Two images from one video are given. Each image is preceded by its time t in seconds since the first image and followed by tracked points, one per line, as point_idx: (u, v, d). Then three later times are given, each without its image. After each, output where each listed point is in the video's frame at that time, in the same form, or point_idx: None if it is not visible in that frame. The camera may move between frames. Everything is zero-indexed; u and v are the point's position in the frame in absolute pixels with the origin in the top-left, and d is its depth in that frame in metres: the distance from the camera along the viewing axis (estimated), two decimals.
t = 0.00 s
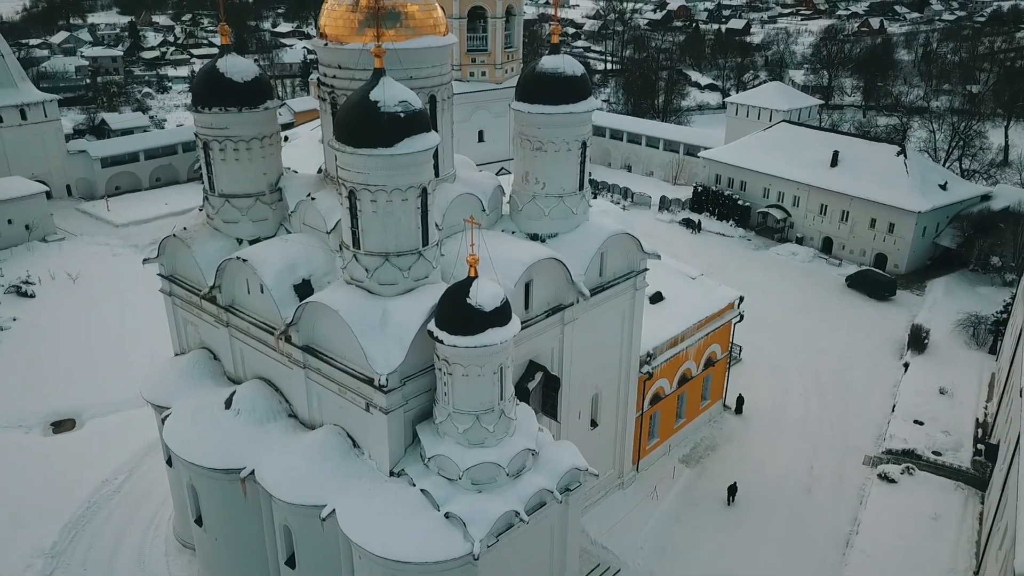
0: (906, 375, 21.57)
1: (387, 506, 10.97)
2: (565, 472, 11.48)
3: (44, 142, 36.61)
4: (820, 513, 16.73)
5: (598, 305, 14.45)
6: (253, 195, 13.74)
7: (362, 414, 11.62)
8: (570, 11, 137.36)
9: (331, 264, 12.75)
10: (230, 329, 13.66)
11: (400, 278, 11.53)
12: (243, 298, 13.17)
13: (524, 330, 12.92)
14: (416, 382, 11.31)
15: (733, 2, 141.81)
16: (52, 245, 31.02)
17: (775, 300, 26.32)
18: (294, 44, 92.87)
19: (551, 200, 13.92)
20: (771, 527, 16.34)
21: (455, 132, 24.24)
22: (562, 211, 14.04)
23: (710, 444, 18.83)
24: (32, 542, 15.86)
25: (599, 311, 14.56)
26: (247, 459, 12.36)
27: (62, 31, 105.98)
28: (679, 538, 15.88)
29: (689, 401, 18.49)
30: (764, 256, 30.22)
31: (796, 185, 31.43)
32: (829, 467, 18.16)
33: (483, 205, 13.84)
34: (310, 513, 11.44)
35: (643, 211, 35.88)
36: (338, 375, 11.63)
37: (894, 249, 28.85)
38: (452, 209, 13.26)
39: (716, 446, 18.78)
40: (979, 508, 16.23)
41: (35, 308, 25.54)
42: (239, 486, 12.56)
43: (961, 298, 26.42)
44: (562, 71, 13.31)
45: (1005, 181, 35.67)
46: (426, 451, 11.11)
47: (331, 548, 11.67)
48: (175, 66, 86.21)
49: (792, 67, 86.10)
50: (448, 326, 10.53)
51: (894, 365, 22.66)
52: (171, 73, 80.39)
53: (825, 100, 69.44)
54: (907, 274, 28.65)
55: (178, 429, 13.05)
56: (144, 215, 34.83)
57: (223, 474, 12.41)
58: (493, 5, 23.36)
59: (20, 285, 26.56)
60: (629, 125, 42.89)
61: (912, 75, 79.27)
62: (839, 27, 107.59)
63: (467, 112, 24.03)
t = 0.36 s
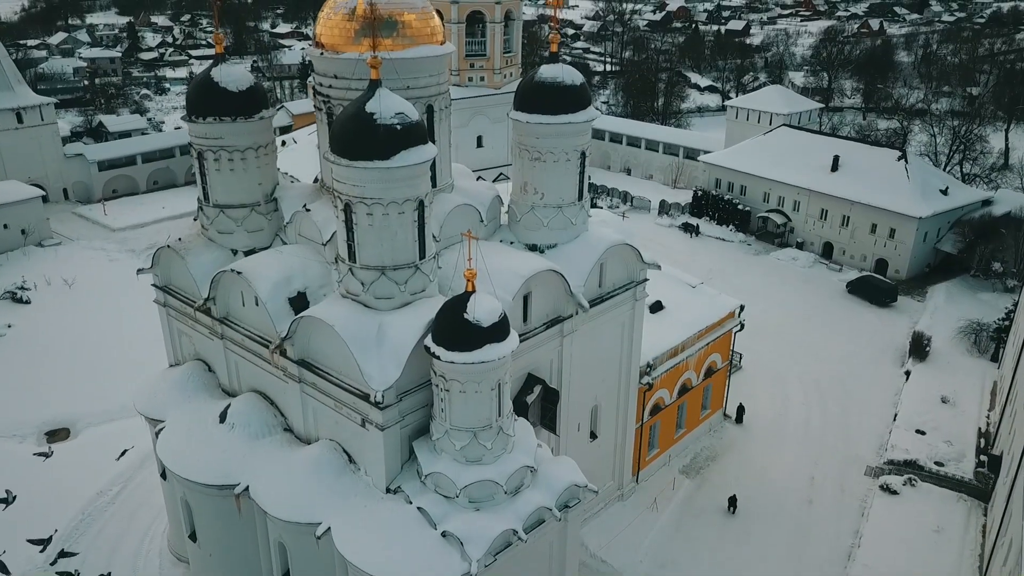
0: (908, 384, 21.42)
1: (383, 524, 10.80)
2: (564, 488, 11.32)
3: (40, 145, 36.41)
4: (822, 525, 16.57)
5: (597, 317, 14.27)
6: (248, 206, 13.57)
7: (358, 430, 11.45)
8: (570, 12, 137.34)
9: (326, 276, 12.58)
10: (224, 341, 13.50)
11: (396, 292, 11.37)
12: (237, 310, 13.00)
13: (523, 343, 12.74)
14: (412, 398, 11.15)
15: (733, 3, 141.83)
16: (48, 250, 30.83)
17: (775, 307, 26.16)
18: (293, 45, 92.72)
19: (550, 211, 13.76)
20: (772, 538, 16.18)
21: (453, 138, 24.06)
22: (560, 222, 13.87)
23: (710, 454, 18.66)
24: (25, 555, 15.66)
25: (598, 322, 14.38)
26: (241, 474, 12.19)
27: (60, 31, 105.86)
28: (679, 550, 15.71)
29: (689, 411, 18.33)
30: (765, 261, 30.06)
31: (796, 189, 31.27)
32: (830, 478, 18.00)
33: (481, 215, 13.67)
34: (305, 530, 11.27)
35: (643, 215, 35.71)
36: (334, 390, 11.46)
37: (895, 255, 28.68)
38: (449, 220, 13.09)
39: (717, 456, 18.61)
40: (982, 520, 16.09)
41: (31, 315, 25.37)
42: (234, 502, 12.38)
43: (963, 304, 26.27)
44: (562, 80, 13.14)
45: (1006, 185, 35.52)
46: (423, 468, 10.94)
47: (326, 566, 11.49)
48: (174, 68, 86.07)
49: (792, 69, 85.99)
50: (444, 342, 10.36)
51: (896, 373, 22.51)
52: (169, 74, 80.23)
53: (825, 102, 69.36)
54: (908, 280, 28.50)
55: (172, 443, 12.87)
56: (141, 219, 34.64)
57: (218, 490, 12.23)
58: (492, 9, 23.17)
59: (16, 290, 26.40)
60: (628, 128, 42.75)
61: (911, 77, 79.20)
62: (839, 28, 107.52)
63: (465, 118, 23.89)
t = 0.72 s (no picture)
0: (908, 395, 21.36)
1: (381, 548, 10.73)
2: (563, 511, 11.27)
3: (38, 152, 36.32)
4: (822, 540, 16.52)
5: (596, 334, 14.20)
6: (245, 223, 13.48)
7: (355, 451, 11.38)
8: (569, 14, 137.41)
9: (323, 295, 12.50)
10: (221, 359, 13.41)
11: (394, 313, 11.28)
12: (234, 328, 12.93)
13: (521, 362, 12.65)
14: (410, 420, 11.07)
15: (732, 6, 141.90)
16: (46, 258, 30.75)
17: (775, 316, 26.12)
18: (292, 48, 92.63)
19: (549, 228, 13.69)
20: (772, 553, 16.12)
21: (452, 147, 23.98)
22: (559, 239, 13.80)
23: (709, 468, 18.60)
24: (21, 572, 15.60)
25: (598, 339, 14.31)
26: (237, 494, 12.11)
27: (58, 33, 105.74)
28: (678, 566, 15.64)
29: (689, 425, 18.26)
30: (764, 270, 30.01)
31: (796, 197, 31.20)
32: (829, 492, 17.95)
33: (479, 233, 13.59)
34: (301, 553, 11.19)
35: (642, 222, 35.65)
36: (331, 411, 11.39)
37: (895, 264, 28.63)
38: (447, 238, 13.01)
39: (716, 470, 18.55)
40: (982, 536, 16.04)
41: (28, 324, 25.30)
42: (231, 523, 12.31)
43: (962, 314, 26.22)
44: (561, 98, 13.06)
45: (1006, 192, 35.49)
46: (420, 491, 10.87)
47: None
48: (173, 70, 85.98)
49: (791, 72, 86.01)
50: (443, 365, 10.28)
51: (896, 384, 22.46)
52: (168, 77, 80.15)
53: (825, 106, 69.37)
54: (908, 289, 28.44)
55: (168, 462, 12.78)
56: (139, 225, 34.56)
57: (214, 511, 12.17)
58: (491, 18, 23.09)
59: (13, 299, 26.32)
60: (628, 134, 42.67)
61: (911, 80, 79.25)
62: (838, 31, 107.62)
63: (464, 127, 23.86)
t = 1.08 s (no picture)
0: (906, 409, 21.40)
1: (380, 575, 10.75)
2: (562, 537, 11.29)
3: (38, 160, 36.34)
4: (820, 558, 16.55)
5: (596, 354, 14.21)
6: (245, 245, 13.51)
7: (354, 477, 11.40)
8: (569, 16, 137.60)
9: (323, 318, 12.52)
10: (220, 381, 13.43)
11: (393, 339, 11.30)
12: (234, 351, 12.94)
13: (521, 386, 12.67)
14: (409, 447, 11.09)
15: (732, 8, 142.08)
16: (45, 268, 30.77)
17: (774, 328, 26.17)
18: (292, 51, 92.68)
19: (547, 250, 13.71)
20: (771, 571, 16.14)
21: (451, 159, 24.04)
22: (558, 260, 13.81)
23: (708, 484, 18.63)
24: None
25: (597, 360, 14.33)
26: (237, 518, 12.12)
27: (59, 36, 105.85)
28: None
29: (688, 441, 18.30)
30: (763, 280, 30.06)
31: (795, 207, 31.24)
32: (828, 509, 17.98)
33: (478, 255, 13.61)
34: None
35: (641, 230, 35.68)
36: (330, 437, 11.41)
37: (893, 274, 28.68)
38: (446, 261, 13.03)
39: (715, 485, 18.59)
40: (981, 554, 16.06)
41: (28, 336, 25.35)
42: (230, 546, 12.33)
43: (961, 325, 26.26)
44: (559, 121, 13.08)
45: (1005, 201, 35.53)
46: (419, 518, 10.90)
47: None
48: (172, 74, 86.02)
49: (791, 76, 86.11)
50: (441, 394, 10.31)
51: (894, 398, 22.49)
52: (168, 81, 80.23)
53: (824, 111, 69.46)
54: (907, 299, 28.48)
55: (167, 484, 12.78)
56: (139, 234, 34.59)
57: (213, 535, 12.19)
58: (490, 31, 23.11)
59: (12, 310, 26.36)
60: (627, 141, 42.71)
61: (910, 84, 79.35)
62: (838, 34, 107.78)
63: (463, 140, 23.92)
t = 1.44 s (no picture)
0: (903, 425, 21.50)
1: None
2: (560, 565, 11.38)
3: (37, 169, 36.32)
4: None
5: (594, 377, 14.28)
6: (245, 270, 13.59)
7: (354, 504, 11.47)
8: (568, 19, 137.69)
9: (323, 344, 12.61)
10: (221, 404, 13.51)
11: (392, 368, 11.38)
12: (234, 376, 13.02)
13: (520, 411, 12.74)
14: (408, 475, 11.16)
15: (731, 10, 142.27)
16: (45, 278, 30.81)
17: (771, 342, 26.27)
18: (292, 55, 92.68)
19: (546, 274, 13.79)
20: None
21: (451, 174, 24.15)
22: (557, 284, 13.91)
23: (706, 500, 18.72)
24: None
25: (595, 382, 14.40)
26: (236, 544, 12.18)
27: (58, 39, 105.90)
28: None
29: (686, 458, 18.40)
30: (761, 291, 30.15)
31: (793, 217, 31.30)
32: (825, 526, 18.06)
33: (477, 278, 13.68)
34: None
35: (640, 239, 35.73)
36: (330, 464, 11.48)
37: (891, 285, 28.77)
38: (446, 287, 13.11)
39: (713, 502, 18.67)
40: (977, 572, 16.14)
41: (28, 348, 25.41)
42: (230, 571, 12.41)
43: (958, 338, 26.36)
44: (558, 147, 13.16)
45: (1003, 210, 35.63)
46: (418, 547, 10.99)
47: None
48: (172, 78, 86.03)
49: (790, 80, 86.21)
50: (440, 424, 10.39)
51: (892, 412, 22.59)
52: (167, 85, 80.25)
53: (823, 115, 69.58)
54: (905, 311, 28.56)
55: (167, 509, 12.84)
56: (139, 243, 34.63)
57: (213, 560, 12.25)
58: (490, 46, 23.15)
59: (13, 323, 26.43)
60: (626, 149, 42.77)
61: (909, 88, 79.44)
62: (837, 38, 107.97)
63: (463, 154, 24.02)
